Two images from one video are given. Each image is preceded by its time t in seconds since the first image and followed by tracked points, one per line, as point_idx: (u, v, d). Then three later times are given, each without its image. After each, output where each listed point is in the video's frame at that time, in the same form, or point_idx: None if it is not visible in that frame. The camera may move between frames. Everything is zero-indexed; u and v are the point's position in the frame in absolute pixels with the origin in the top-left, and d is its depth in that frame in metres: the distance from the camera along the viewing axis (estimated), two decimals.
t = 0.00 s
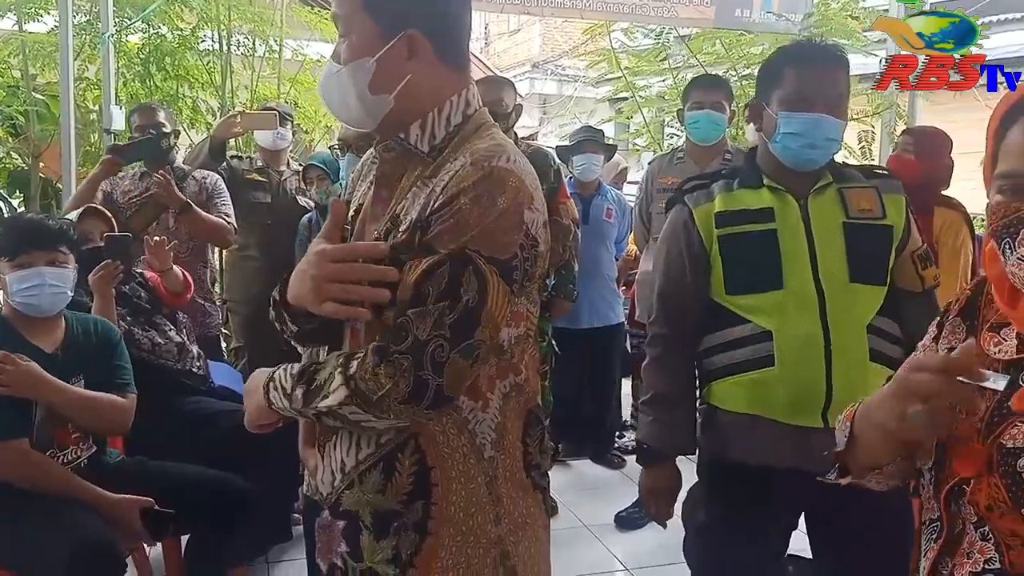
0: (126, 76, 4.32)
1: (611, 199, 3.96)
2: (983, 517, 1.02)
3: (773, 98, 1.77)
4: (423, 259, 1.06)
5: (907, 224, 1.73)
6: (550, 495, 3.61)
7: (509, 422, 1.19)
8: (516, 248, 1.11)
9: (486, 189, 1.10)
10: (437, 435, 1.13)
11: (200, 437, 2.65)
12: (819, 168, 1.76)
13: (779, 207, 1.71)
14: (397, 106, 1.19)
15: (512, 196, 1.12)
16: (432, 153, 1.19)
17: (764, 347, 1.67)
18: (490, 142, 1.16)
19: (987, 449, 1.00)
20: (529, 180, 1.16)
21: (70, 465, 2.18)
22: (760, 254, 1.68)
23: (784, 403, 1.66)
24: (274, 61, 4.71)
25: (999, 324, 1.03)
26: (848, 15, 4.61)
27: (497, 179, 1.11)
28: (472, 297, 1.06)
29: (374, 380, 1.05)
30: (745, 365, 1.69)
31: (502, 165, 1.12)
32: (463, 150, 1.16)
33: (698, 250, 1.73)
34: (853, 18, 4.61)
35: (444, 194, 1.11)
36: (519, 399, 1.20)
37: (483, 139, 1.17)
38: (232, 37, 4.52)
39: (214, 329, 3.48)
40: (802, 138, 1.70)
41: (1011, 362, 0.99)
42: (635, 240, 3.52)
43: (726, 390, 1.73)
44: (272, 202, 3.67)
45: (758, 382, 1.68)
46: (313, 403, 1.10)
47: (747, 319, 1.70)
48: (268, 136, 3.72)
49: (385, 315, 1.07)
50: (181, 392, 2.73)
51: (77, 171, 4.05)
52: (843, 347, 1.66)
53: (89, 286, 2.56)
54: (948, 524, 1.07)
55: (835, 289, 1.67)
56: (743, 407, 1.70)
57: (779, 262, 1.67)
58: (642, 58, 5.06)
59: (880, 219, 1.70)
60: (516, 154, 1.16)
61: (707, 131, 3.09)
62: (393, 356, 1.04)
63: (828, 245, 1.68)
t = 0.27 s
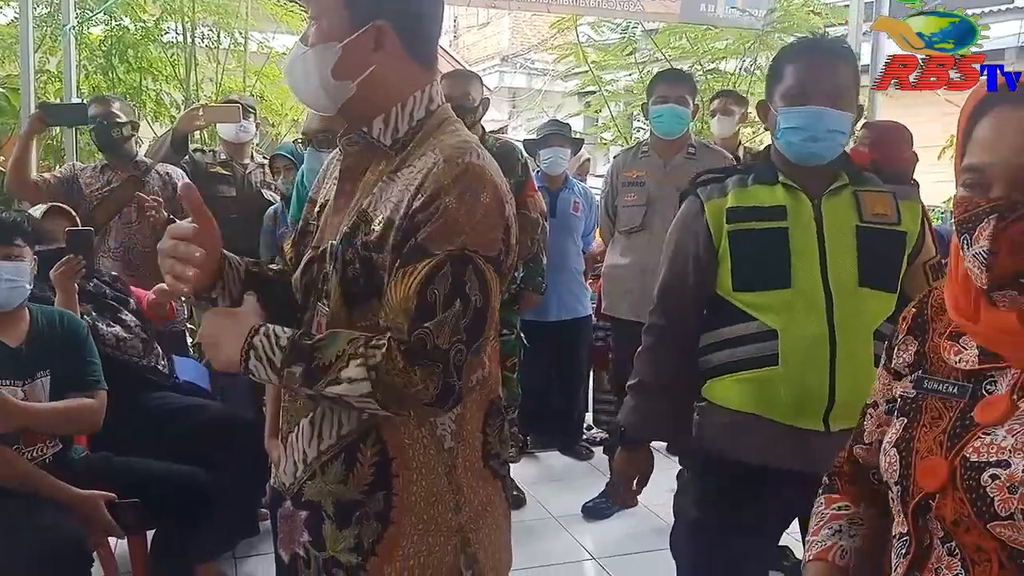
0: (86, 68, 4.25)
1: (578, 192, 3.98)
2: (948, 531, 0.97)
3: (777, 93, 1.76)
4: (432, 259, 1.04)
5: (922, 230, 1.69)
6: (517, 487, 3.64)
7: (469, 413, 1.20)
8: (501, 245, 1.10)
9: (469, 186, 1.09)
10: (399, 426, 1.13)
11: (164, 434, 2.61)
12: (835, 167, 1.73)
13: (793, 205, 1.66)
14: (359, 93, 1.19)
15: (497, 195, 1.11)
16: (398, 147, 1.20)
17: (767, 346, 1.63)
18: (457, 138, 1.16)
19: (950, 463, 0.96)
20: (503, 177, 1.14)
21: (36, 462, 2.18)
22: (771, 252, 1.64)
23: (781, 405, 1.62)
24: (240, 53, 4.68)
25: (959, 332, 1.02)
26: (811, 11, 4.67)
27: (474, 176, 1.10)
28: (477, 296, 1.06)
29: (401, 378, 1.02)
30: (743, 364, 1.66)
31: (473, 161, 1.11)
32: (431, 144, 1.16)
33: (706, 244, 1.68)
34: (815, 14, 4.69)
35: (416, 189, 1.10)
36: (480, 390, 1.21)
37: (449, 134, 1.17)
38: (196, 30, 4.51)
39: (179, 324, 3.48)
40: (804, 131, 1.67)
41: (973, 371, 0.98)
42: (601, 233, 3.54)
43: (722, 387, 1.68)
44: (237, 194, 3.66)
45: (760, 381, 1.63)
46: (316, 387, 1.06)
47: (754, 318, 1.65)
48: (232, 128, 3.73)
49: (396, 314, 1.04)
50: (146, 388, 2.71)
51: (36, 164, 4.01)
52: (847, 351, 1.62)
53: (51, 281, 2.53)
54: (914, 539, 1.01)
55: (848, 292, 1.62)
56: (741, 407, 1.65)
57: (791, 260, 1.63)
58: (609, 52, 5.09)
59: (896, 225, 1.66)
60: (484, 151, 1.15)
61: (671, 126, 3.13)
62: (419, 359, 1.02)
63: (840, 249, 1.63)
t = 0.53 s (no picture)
0: (62, 63, 4.23)
1: (556, 189, 3.99)
2: (920, 519, 0.99)
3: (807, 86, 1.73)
4: (385, 251, 1.06)
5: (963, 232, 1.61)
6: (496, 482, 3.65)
7: (440, 407, 1.21)
8: (459, 244, 1.12)
9: (434, 180, 1.11)
10: (372, 417, 1.15)
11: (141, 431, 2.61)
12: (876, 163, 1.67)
13: (822, 199, 1.61)
14: (330, 92, 1.20)
15: (457, 193, 1.12)
16: (371, 142, 1.21)
17: (788, 344, 1.59)
18: (431, 135, 1.17)
19: (921, 450, 0.99)
20: (468, 176, 1.16)
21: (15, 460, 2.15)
22: (798, 247, 1.59)
23: (802, 405, 1.56)
24: (217, 49, 4.66)
25: (926, 321, 1.07)
26: (787, 10, 4.73)
27: (440, 172, 1.12)
28: (424, 295, 1.07)
29: (337, 357, 1.04)
30: (764, 361, 1.61)
31: (443, 158, 1.13)
32: (402, 141, 1.17)
33: (733, 238, 1.64)
34: (791, 13, 4.75)
35: (386, 184, 1.11)
36: (452, 384, 1.23)
37: (423, 130, 1.18)
38: (172, 25, 4.45)
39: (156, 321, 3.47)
40: (818, 124, 1.65)
41: (941, 358, 1.02)
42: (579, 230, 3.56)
43: (742, 384, 1.64)
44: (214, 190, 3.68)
45: (779, 380, 1.58)
46: (258, 349, 1.07)
47: (775, 315, 1.61)
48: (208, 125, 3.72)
49: (344, 301, 1.05)
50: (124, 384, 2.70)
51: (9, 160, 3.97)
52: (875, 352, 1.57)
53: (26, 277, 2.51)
54: (883, 526, 1.04)
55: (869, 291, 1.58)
56: (758, 405, 1.60)
57: (814, 256, 1.59)
58: (587, 50, 5.12)
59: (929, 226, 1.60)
60: (455, 150, 1.17)
61: (648, 124, 3.17)
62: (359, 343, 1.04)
63: (869, 247, 1.58)
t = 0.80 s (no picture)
0: (50, 61, 4.20)
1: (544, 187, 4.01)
2: (871, 495, 0.99)
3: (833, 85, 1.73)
4: (350, 248, 1.07)
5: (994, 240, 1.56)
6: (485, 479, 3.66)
7: (416, 400, 1.22)
8: (423, 235, 1.12)
9: (391, 173, 1.11)
10: (346, 407, 1.16)
11: (128, 427, 2.62)
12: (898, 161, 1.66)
13: (845, 199, 1.58)
14: (299, 93, 1.23)
15: (418, 184, 1.12)
16: (337, 137, 1.22)
17: (794, 342, 1.59)
18: (396, 128, 1.18)
19: (876, 428, 1.00)
20: (432, 169, 1.16)
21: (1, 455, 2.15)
22: (816, 246, 1.58)
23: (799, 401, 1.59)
24: (207, 47, 4.67)
25: (894, 304, 1.08)
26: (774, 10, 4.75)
27: (399, 164, 1.12)
28: (390, 287, 1.07)
29: (311, 357, 1.06)
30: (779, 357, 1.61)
31: (400, 152, 1.13)
32: (364, 136, 1.18)
33: (755, 233, 1.64)
34: (778, 12, 4.77)
35: (347, 179, 1.12)
36: (429, 376, 1.24)
37: (388, 124, 1.19)
38: (161, 23, 4.43)
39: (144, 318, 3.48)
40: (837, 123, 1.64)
41: (903, 341, 1.04)
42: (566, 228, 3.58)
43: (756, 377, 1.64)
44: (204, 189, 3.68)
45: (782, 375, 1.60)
46: (235, 357, 1.09)
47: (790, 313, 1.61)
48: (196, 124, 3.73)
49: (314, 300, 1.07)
50: (111, 381, 2.71)
51: None
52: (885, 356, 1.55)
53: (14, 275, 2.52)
54: (837, 500, 1.05)
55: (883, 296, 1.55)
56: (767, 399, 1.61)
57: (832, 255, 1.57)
58: (576, 49, 5.14)
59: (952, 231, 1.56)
60: (420, 143, 1.18)
61: (631, 123, 3.20)
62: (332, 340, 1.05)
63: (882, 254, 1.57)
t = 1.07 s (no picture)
0: (53, 59, 4.29)
1: (542, 185, 4.03)
2: (825, 463, 1.01)
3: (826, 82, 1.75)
4: (365, 251, 1.09)
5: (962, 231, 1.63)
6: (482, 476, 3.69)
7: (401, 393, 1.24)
8: (419, 225, 1.15)
9: (379, 171, 1.12)
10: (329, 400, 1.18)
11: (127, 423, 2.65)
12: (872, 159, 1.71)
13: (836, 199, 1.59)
14: (272, 93, 1.24)
15: (403, 178, 1.14)
16: (310, 137, 1.23)
17: (781, 340, 1.64)
18: (369, 125, 1.19)
19: (836, 402, 1.01)
20: (412, 160, 1.17)
21: None
22: (805, 243, 1.58)
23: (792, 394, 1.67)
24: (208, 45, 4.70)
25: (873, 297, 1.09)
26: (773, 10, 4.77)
27: (381, 162, 1.13)
28: (414, 279, 1.12)
29: (361, 373, 1.08)
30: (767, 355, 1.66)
31: (380, 149, 1.14)
32: (339, 135, 1.18)
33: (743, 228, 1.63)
34: (777, 12, 4.79)
35: (328, 179, 1.12)
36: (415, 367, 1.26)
37: (359, 120, 1.20)
38: (162, 21, 4.45)
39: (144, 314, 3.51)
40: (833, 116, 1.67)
41: (877, 330, 1.04)
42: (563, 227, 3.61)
43: (742, 376, 1.70)
44: (205, 187, 3.69)
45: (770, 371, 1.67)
46: (296, 427, 1.11)
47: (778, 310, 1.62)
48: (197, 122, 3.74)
49: (343, 311, 1.10)
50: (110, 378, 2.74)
51: None
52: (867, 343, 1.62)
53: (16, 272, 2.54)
54: (794, 469, 1.07)
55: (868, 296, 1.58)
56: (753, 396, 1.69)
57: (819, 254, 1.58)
58: (575, 48, 5.16)
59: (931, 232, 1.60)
60: (395, 138, 1.18)
61: (627, 123, 3.22)
62: (372, 356, 1.09)
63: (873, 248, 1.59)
